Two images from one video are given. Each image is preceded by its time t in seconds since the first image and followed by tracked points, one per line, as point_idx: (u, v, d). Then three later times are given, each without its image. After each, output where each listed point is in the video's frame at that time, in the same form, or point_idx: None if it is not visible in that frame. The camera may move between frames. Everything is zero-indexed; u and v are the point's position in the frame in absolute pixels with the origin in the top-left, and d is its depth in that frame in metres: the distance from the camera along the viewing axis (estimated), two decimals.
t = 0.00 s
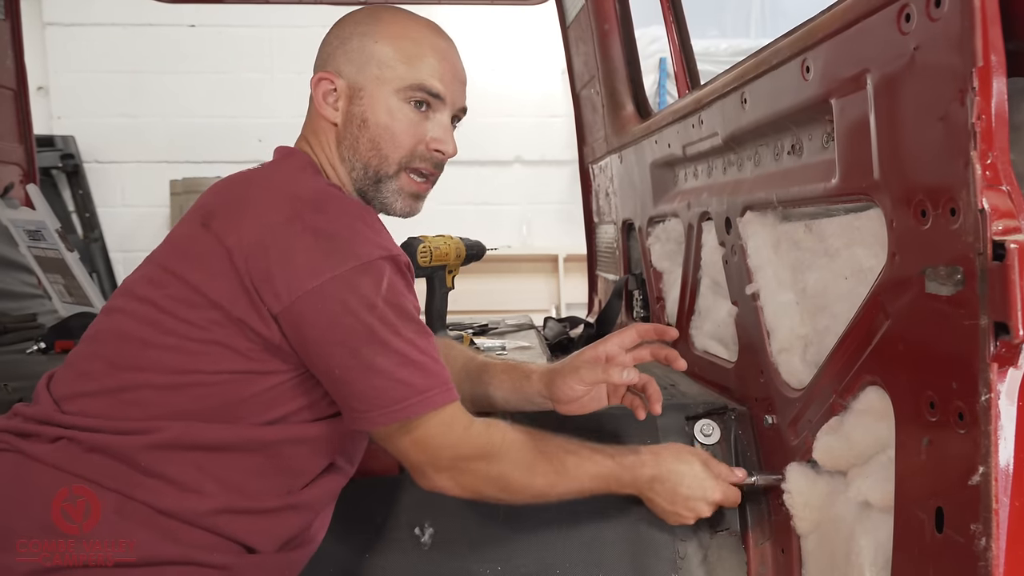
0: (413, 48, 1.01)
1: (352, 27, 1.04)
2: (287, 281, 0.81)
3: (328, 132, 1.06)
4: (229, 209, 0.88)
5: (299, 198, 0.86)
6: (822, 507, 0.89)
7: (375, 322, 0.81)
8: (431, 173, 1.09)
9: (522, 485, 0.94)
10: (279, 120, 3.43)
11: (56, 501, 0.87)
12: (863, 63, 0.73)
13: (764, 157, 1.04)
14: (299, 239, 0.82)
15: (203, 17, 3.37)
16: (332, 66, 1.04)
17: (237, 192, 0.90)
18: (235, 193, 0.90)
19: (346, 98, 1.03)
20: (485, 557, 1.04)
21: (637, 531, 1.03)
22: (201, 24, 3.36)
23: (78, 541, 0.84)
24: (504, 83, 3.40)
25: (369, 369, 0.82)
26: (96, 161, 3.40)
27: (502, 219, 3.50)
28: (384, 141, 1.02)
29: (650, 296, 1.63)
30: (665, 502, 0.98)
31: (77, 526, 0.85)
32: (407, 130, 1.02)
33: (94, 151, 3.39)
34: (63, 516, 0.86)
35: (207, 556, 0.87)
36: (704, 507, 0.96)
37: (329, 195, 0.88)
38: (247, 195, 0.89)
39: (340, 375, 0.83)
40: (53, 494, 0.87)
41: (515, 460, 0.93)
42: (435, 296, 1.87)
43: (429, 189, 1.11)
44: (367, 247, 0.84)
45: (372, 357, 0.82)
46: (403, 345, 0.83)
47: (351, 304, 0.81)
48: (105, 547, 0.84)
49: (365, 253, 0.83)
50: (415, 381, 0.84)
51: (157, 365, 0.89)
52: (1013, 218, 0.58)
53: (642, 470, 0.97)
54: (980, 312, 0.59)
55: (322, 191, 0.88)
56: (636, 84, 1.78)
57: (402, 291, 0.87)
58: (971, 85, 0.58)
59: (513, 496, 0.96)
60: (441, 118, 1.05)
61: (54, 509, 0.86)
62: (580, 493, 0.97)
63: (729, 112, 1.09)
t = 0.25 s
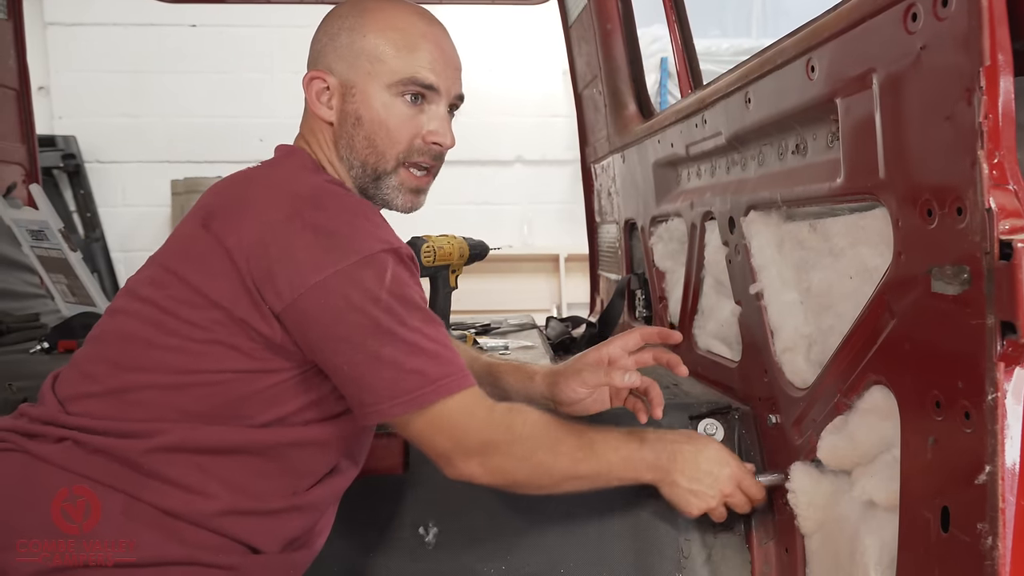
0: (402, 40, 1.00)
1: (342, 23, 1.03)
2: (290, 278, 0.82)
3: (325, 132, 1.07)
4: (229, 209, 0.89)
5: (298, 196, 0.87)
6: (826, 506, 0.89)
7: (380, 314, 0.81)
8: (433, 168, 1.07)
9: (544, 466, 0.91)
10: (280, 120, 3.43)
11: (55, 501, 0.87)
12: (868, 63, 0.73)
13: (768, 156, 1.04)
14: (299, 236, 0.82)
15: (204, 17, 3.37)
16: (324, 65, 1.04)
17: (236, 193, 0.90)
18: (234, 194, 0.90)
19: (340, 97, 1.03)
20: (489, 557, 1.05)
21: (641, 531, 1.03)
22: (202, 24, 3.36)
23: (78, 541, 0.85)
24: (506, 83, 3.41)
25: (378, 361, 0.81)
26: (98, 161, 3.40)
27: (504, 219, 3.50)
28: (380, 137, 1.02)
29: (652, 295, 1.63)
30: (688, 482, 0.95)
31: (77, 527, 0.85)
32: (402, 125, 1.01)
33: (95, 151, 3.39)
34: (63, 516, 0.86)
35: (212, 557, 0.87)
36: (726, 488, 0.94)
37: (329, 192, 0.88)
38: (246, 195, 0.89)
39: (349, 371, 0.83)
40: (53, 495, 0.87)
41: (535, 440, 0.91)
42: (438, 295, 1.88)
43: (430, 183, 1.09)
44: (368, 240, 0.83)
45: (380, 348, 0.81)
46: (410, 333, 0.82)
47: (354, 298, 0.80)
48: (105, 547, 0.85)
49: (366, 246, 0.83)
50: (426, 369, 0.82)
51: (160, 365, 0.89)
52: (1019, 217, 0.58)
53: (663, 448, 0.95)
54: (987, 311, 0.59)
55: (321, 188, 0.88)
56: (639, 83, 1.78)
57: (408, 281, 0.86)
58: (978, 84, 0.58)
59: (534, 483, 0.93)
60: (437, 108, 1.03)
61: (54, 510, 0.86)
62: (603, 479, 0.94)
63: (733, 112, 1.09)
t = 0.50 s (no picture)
0: (400, 40, 1.00)
1: (339, 26, 1.04)
2: (306, 272, 0.81)
3: (326, 133, 1.07)
4: (237, 207, 0.89)
5: (307, 188, 0.87)
6: (826, 505, 0.89)
7: (396, 299, 0.81)
8: (433, 167, 1.07)
9: (566, 445, 0.92)
10: (279, 120, 3.43)
11: (56, 501, 0.86)
12: (867, 63, 0.73)
13: (767, 156, 1.04)
14: (310, 228, 0.83)
15: (204, 18, 3.37)
16: (323, 67, 1.04)
17: (242, 189, 0.90)
18: (242, 191, 0.90)
19: (339, 99, 1.03)
20: (489, 557, 1.06)
21: (642, 531, 1.03)
22: (202, 24, 3.36)
23: (78, 541, 0.84)
24: (505, 84, 3.41)
25: (401, 344, 0.82)
26: (97, 160, 3.40)
27: (503, 219, 3.50)
28: (378, 137, 1.01)
29: (652, 295, 1.63)
30: (705, 465, 0.95)
31: (77, 527, 0.85)
32: (400, 125, 1.01)
33: (95, 151, 3.39)
34: (63, 516, 0.86)
35: (215, 555, 0.87)
36: (744, 470, 0.94)
37: (336, 185, 0.88)
38: (252, 194, 0.89)
39: (374, 356, 0.83)
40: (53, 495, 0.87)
41: (559, 418, 0.91)
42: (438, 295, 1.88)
43: (433, 182, 1.08)
44: (380, 228, 0.84)
45: (401, 332, 0.81)
46: (429, 315, 0.83)
47: (370, 285, 0.81)
48: (105, 548, 0.84)
49: (378, 234, 0.83)
50: (449, 348, 0.83)
51: (167, 361, 0.89)
52: (1018, 216, 0.58)
53: (681, 430, 0.96)
54: (986, 311, 0.59)
55: (328, 181, 0.88)
56: (638, 83, 1.78)
57: (420, 267, 0.86)
58: (977, 84, 0.58)
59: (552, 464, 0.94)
60: (436, 108, 1.03)
61: (54, 509, 0.86)
62: (622, 460, 0.95)
63: (732, 112, 1.09)
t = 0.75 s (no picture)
0: (412, 41, 0.99)
1: (352, 25, 1.03)
2: (310, 286, 0.81)
3: (335, 134, 1.07)
4: (243, 212, 0.88)
5: (314, 198, 0.85)
6: (825, 505, 0.89)
7: (401, 315, 0.80)
8: (443, 170, 1.06)
9: (568, 463, 0.91)
10: (279, 119, 3.42)
11: (56, 501, 0.87)
12: (866, 62, 0.73)
13: (766, 155, 1.03)
14: (316, 240, 0.82)
15: (203, 17, 3.36)
16: (334, 67, 1.04)
17: (249, 196, 0.89)
18: (248, 198, 0.89)
19: (349, 99, 1.03)
20: (487, 558, 1.05)
21: (641, 531, 1.03)
22: (201, 24, 3.36)
23: (78, 541, 0.85)
24: (505, 83, 3.40)
25: (404, 361, 0.81)
26: (97, 160, 3.40)
27: (503, 219, 3.50)
28: (388, 139, 1.01)
29: (652, 295, 1.63)
30: (710, 485, 0.95)
31: (77, 527, 0.85)
32: (411, 127, 1.01)
33: (94, 151, 3.39)
34: (63, 515, 0.86)
35: (215, 561, 0.86)
36: (749, 491, 0.94)
37: (343, 194, 0.86)
38: (258, 200, 0.88)
39: (376, 373, 0.82)
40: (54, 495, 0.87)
41: (561, 443, 0.90)
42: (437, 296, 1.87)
43: (443, 185, 1.07)
44: (387, 241, 0.83)
45: (404, 349, 0.81)
46: (433, 332, 0.82)
47: (375, 301, 0.80)
48: (106, 547, 0.85)
49: (385, 247, 0.82)
50: (452, 367, 0.82)
51: (170, 369, 0.88)
52: (1019, 216, 0.58)
53: (690, 451, 0.94)
54: (986, 311, 0.59)
55: (335, 189, 0.87)
56: (638, 83, 1.77)
57: (426, 281, 0.85)
58: (977, 83, 0.58)
59: (555, 480, 0.93)
60: (447, 110, 1.02)
61: (54, 509, 0.86)
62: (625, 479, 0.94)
63: (732, 111, 1.09)
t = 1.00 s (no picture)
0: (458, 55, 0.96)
1: (390, 28, 0.98)
2: (316, 317, 0.80)
3: (360, 139, 1.02)
4: (253, 230, 0.86)
5: (326, 222, 0.83)
6: (824, 507, 0.88)
7: (410, 352, 0.79)
8: (467, 183, 1.05)
9: (558, 496, 0.93)
10: (276, 118, 3.41)
11: (56, 501, 0.86)
12: (863, 61, 0.72)
13: (764, 155, 1.03)
14: (325, 271, 0.80)
15: (200, 17, 3.36)
16: (366, 71, 0.99)
17: (258, 212, 0.87)
18: (256, 214, 0.87)
19: (384, 107, 0.98)
20: (484, 559, 1.05)
21: (637, 532, 1.04)
22: (198, 23, 3.35)
23: (78, 541, 0.84)
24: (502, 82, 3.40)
25: (407, 399, 0.81)
26: (94, 160, 3.39)
27: (501, 218, 3.49)
28: (426, 155, 0.98)
29: (649, 295, 1.63)
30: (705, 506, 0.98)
31: (77, 527, 0.85)
32: (451, 144, 0.98)
33: (92, 151, 3.38)
34: (63, 516, 0.86)
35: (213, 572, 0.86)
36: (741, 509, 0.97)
37: (355, 218, 0.84)
38: (268, 218, 0.86)
39: (376, 406, 0.83)
40: (54, 494, 0.87)
41: (548, 476, 0.91)
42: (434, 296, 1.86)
43: (462, 197, 1.07)
44: (400, 274, 0.80)
45: (409, 387, 0.80)
46: (439, 368, 0.81)
47: (382, 336, 0.78)
48: (107, 547, 0.84)
49: (397, 280, 0.79)
50: (453, 407, 0.82)
51: (174, 386, 0.87)
52: (1016, 216, 0.57)
53: (687, 484, 0.95)
54: (983, 312, 0.58)
55: (348, 213, 0.84)
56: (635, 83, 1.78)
57: (438, 313, 0.83)
58: (974, 82, 0.58)
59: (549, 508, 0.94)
60: (483, 128, 1.01)
61: (54, 509, 0.86)
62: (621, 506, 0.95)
63: (729, 111, 1.08)
